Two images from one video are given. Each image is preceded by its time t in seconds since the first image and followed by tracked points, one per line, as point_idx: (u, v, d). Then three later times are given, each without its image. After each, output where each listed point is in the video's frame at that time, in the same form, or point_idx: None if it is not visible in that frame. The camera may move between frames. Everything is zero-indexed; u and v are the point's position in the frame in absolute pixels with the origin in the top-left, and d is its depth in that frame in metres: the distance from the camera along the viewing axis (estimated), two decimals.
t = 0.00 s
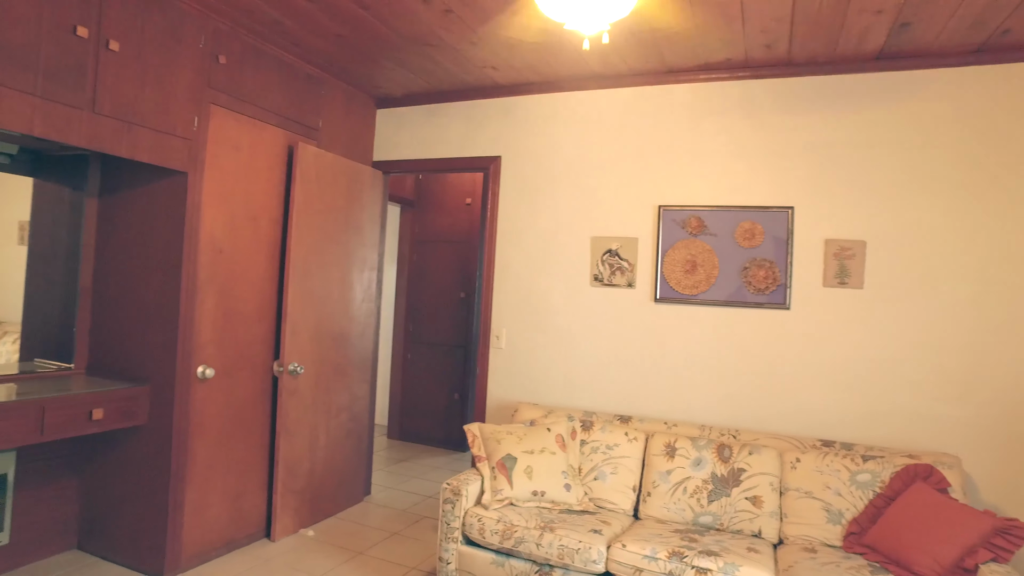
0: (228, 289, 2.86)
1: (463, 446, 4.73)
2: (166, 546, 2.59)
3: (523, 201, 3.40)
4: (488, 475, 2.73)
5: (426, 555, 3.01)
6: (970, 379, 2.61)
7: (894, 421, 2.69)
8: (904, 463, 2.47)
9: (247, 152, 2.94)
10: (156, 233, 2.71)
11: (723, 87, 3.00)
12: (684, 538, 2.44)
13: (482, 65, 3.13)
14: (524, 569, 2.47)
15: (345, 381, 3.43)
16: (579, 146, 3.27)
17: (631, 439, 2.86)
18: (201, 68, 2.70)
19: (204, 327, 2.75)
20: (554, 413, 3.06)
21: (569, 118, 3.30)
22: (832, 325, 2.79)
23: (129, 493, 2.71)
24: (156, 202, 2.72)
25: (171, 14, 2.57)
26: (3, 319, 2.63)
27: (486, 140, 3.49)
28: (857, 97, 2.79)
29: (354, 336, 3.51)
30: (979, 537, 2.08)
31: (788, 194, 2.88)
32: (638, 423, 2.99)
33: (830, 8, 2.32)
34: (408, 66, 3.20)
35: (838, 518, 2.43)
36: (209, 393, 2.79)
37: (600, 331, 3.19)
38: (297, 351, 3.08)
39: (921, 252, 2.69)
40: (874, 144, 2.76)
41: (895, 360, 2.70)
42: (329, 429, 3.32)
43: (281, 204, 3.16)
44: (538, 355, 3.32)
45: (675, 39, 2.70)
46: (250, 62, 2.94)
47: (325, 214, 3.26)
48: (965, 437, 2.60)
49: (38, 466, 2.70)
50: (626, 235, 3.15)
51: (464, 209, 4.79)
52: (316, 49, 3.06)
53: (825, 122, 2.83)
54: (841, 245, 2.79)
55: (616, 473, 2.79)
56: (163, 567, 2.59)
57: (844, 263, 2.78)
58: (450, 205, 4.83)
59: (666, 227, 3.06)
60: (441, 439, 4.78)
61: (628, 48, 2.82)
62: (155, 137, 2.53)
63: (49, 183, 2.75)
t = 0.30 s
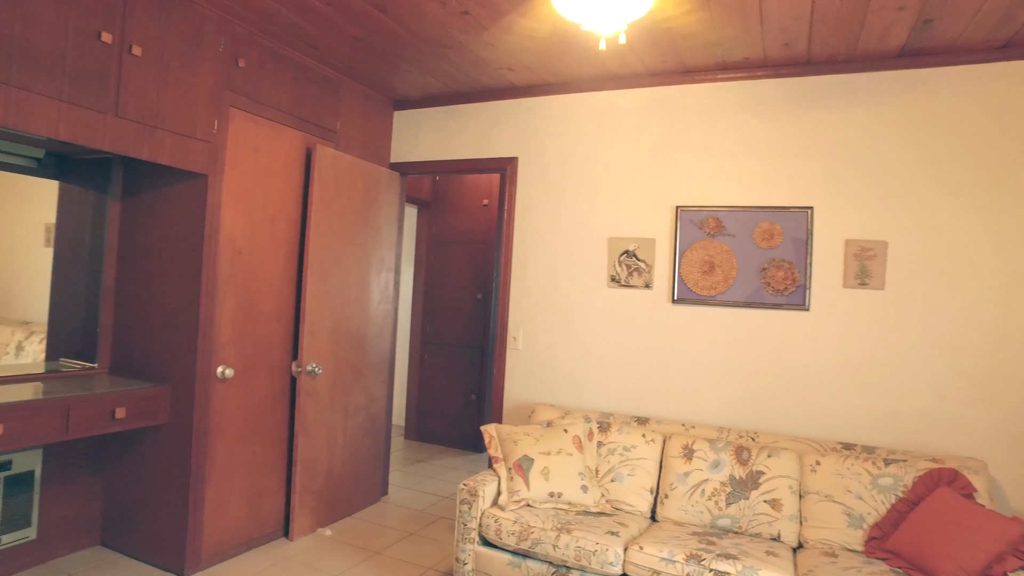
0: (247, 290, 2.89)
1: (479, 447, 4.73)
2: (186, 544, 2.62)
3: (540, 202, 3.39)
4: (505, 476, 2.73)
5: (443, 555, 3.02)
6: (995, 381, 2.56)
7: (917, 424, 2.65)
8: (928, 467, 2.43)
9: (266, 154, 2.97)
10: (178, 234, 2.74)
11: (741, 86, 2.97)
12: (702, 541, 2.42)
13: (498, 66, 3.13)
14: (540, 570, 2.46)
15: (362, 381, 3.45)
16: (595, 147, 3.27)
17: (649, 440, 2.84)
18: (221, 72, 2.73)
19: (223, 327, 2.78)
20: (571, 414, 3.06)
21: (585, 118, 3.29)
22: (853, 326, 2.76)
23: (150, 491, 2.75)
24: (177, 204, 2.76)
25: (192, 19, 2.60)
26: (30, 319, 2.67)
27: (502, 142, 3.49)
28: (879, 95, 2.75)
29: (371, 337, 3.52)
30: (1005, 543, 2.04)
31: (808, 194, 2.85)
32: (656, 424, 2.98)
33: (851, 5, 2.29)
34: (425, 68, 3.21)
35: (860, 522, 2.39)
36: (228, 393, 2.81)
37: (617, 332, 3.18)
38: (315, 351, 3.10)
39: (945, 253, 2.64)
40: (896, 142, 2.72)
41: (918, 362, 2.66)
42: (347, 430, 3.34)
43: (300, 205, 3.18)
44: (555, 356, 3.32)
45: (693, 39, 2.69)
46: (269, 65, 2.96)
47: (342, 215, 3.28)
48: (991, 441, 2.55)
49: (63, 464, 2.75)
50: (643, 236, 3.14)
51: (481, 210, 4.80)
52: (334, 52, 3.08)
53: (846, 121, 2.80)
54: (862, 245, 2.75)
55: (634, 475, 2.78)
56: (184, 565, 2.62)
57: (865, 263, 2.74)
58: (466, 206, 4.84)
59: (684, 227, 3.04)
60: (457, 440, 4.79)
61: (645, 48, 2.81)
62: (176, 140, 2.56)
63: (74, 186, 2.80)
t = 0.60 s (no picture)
0: (266, 291, 2.92)
1: (496, 448, 4.73)
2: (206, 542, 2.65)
3: (557, 204, 3.39)
4: (522, 477, 2.73)
5: (459, 556, 3.02)
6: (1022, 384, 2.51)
7: (942, 427, 2.60)
8: (952, 472, 2.38)
9: (285, 157, 2.99)
10: (198, 236, 2.78)
11: (760, 86, 2.95)
12: (720, 544, 2.40)
13: (514, 68, 3.14)
14: (557, 572, 2.46)
15: (379, 382, 3.47)
16: (612, 148, 3.26)
17: (667, 443, 2.83)
18: (240, 75, 2.76)
19: (242, 328, 2.81)
20: (588, 416, 3.05)
21: (602, 119, 3.29)
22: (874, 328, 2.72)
23: (171, 490, 2.78)
24: (198, 206, 2.79)
25: (212, 23, 2.63)
26: (56, 319, 2.71)
27: (519, 143, 3.49)
28: (900, 94, 2.71)
29: (388, 338, 3.54)
30: None
31: (828, 194, 2.82)
32: (673, 426, 2.96)
33: (871, 3, 2.27)
34: (441, 70, 3.22)
35: (882, 527, 2.36)
36: (247, 393, 2.84)
37: (635, 333, 3.17)
38: (332, 352, 3.12)
39: (969, 253, 2.60)
40: (918, 141, 2.68)
41: (942, 364, 2.62)
42: (364, 430, 3.36)
43: (318, 207, 3.20)
44: (572, 358, 3.31)
45: (711, 38, 2.67)
46: (287, 68, 2.99)
47: (360, 217, 3.30)
48: (1018, 445, 2.50)
49: (88, 462, 2.79)
50: (660, 237, 3.12)
51: (498, 212, 4.80)
52: (352, 55, 3.10)
53: (867, 120, 2.76)
54: (883, 246, 2.71)
55: (651, 477, 2.76)
56: (204, 563, 2.65)
57: (886, 264, 2.71)
58: (483, 208, 4.85)
59: (701, 228, 3.02)
60: (474, 441, 4.80)
61: (662, 48, 2.80)
62: (197, 143, 2.59)
63: (97, 189, 2.84)
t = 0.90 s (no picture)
0: (285, 292, 2.94)
1: (513, 449, 4.73)
2: (226, 541, 2.68)
3: (574, 204, 3.39)
4: (539, 478, 2.73)
5: (476, 557, 3.02)
6: None
7: (967, 431, 2.56)
8: (978, 476, 2.33)
9: (303, 158, 3.02)
10: (219, 238, 2.81)
11: (780, 85, 2.92)
12: (739, 547, 2.38)
13: (531, 68, 3.14)
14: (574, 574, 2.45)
15: (397, 382, 3.48)
16: (629, 148, 3.25)
17: (684, 444, 2.81)
18: (259, 78, 2.79)
19: (262, 329, 2.83)
20: (606, 417, 3.04)
21: (619, 119, 3.28)
22: (897, 330, 2.68)
23: (192, 488, 2.82)
24: (218, 208, 2.82)
25: (232, 27, 2.66)
26: (80, 320, 2.77)
27: (536, 144, 3.49)
28: (924, 92, 2.67)
29: (406, 338, 3.56)
30: None
31: (849, 193, 2.78)
32: (692, 428, 2.94)
33: None
34: (458, 71, 3.22)
35: (905, 532, 2.31)
36: (267, 393, 2.87)
37: (652, 335, 3.15)
38: (351, 353, 3.14)
39: (995, 253, 2.55)
40: (942, 140, 2.64)
41: (967, 367, 2.57)
42: (382, 430, 3.38)
43: (336, 208, 3.23)
44: (590, 359, 3.30)
45: (729, 37, 2.65)
46: (306, 71, 3.01)
47: (377, 218, 3.32)
48: None
49: (112, 459, 2.84)
50: (678, 237, 3.11)
51: (515, 213, 4.81)
52: (369, 57, 3.11)
53: (889, 118, 2.73)
54: (906, 246, 2.67)
55: (669, 479, 2.75)
56: (224, 561, 2.68)
57: (909, 265, 2.67)
58: (501, 209, 4.86)
59: (719, 229, 3.00)
60: (492, 442, 4.80)
61: (680, 48, 2.78)
62: (217, 146, 2.62)
63: (121, 192, 2.89)
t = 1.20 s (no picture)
0: (304, 293, 2.97)
1: (530, 450, 4.73)
2: (246, 540, 2.71)
3: (590, 205, 3.38)
4: (556, 480, 2.73)
5: (493, 558, 3.02)
6: None
7: (993, 435, 2.51)
8: (1006, 482, 2.27)
9: (322, 161, 3.04)
10: (238, 240, 2.84)
11: (799, 84, 2.89)
12: (757, 551, 2.36)
13: (547, 70, 3.14)
14: None
15: (414, 383, 3.50)
16: (646, 149, 3.24)
17: (702, 447, 2.79)
18: (278, 81, 2.82)
19: (280, 330, 2.86)
20: (623, 419, 3.03)
21: (636, 120, 3.27)
22: (920, 331, 2.64)
23: (212, 486, 2.85)
24: (238, 210, 2.85)
25: (251, 31, 2.69)
26: (104, 321, 2.81)
27: (553, 145, 3.49)
28: (948, 89, 2.63)
29: (423, 339, 3.57)
30: None
31: (870, 193, 2.75)
32: (710, 430, 2.92)
33: None
34: (475, 73, 3.23)
35: (928, 538, 2.26)
36: (286, 393, 2.89)
37: (670, 336, 3.14)
38: (368, 354, 3.16)
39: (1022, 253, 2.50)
40: (966, 138, 2.60)
41: (992, 369, 2.53)
42: (399, 431, 3.39)
43: (354, 210, 3.25)
44: (607, 360, 3.29)
45: (747, 37, 2.63)
46: (323, 74, 3.04)
47: (395, 220, 3.34)
48: None
49: (134, 458, 2.88)
50: (696, 238, 3.09)
51: (532, 214, 4.81)
52: (387, 59, 3.13)
53: (911, 117, 2.69)
54: (929, 246, 2.63)
55: (686, 481, 2.73)
56: (243, 559, 2.70)
57: (932, 266, 2.63)
58: (517, 210, 4.86)
59: (738, 229, 2.98)
60: (509, 443, 4.80)
61: (697, 48, 2.77)
62: (237, 149, 2.65)
63: (143, 194, 2.93)
